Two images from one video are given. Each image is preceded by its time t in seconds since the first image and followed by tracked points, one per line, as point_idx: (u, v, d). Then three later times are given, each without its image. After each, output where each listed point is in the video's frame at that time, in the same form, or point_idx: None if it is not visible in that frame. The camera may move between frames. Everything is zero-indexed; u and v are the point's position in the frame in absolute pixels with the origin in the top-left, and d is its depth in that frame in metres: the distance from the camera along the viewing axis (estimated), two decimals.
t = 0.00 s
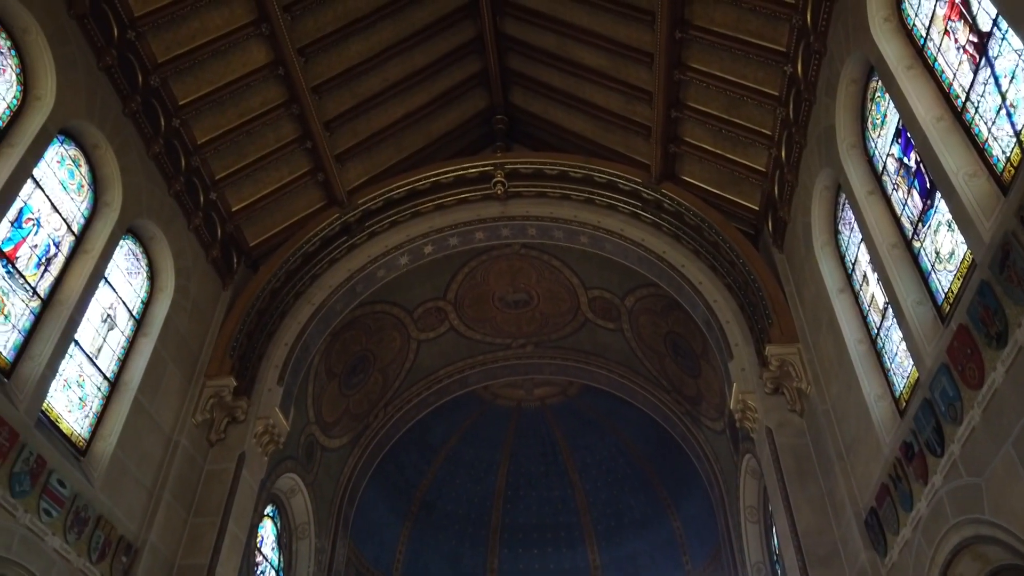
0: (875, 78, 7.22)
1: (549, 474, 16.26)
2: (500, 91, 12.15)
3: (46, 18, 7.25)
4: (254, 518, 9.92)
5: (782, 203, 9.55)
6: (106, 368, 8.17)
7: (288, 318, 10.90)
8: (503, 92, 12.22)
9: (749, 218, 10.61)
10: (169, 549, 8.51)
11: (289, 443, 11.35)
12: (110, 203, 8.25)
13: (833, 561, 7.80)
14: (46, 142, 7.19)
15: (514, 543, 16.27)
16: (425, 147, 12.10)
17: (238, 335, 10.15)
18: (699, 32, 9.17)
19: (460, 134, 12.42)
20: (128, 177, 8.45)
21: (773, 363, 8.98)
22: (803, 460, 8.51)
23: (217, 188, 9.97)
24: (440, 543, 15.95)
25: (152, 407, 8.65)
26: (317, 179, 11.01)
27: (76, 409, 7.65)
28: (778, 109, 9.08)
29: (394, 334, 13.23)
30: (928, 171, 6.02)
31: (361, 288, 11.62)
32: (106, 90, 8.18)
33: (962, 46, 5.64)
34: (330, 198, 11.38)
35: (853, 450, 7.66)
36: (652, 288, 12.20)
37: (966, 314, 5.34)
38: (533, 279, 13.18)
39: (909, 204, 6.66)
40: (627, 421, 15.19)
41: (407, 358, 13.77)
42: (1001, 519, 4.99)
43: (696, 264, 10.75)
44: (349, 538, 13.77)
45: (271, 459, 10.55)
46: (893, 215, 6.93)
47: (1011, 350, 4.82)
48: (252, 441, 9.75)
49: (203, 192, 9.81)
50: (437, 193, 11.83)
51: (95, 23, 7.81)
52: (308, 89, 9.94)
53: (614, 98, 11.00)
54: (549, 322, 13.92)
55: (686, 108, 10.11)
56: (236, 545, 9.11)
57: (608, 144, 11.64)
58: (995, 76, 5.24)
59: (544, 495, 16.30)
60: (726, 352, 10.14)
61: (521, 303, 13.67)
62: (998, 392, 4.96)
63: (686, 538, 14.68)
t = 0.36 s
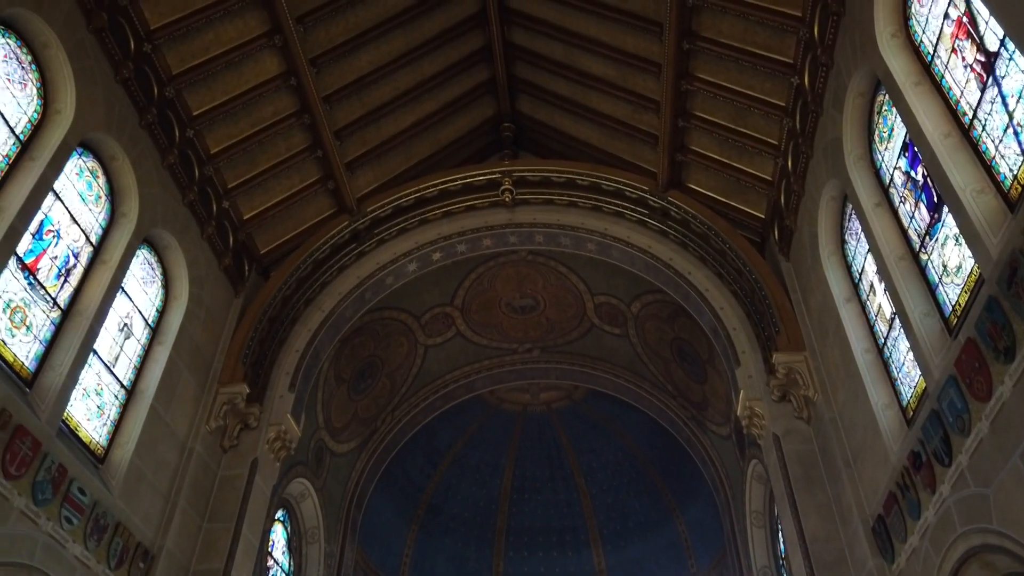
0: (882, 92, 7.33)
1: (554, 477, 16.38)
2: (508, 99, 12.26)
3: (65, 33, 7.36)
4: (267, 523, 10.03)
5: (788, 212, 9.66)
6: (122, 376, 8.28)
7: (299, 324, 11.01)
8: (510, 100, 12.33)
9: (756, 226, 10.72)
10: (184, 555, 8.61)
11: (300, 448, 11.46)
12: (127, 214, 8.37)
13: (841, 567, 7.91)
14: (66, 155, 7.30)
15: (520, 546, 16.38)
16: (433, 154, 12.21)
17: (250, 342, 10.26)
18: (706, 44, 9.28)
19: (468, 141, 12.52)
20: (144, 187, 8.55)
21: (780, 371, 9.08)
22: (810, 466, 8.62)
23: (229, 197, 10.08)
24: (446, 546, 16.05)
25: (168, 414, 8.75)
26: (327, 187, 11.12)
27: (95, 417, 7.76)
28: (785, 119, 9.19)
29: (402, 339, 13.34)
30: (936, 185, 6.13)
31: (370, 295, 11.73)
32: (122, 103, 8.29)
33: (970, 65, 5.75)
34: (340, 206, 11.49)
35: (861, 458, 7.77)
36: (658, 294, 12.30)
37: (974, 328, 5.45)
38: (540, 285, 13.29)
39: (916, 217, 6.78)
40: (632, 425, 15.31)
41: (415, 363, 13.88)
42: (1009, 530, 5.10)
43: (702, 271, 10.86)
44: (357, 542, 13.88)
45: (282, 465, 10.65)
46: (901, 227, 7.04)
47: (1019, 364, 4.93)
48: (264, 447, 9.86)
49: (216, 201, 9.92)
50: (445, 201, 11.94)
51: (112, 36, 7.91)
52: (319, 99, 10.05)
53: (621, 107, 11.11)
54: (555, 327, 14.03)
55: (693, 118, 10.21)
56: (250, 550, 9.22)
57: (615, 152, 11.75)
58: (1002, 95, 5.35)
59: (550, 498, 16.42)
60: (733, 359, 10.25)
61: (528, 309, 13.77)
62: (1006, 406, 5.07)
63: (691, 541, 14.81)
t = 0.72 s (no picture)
0: (889, 106, 7.45)
1: (560, 480, 16.51)
2: (515, 106, 12.37)
3: (85, 47, 7.47)
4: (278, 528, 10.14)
5: (795, 220, 9.77)
6: (139, 384, 8.40)
7: (309, 331, 11.13)
8: (518, 107, 12.44)
9: (762, 234, 10.84)
10: (199, 560, 8.72)
11: (311, 454, 11.58)
12: (143, 224, 8.49)
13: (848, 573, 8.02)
14: (86, 168, 7.42)
15: (525, 549, 16.49)
16: (442, 161, 12.32)
17: (262, 349, 10.37)
18: (714, 55, 9.39)
19: (475, 148, 12.63)
20: (160, 197, 8.67)
21: (787, 378, 9.19)
22: (817, 473, 8.72)
23: (241, 205, 10.19)
24: (452, 549, 16.17)
25: (183, 421, 8.87)
26: (337, 195, 11.24)
27: (113, 425, 7.87)
28: (792, 129, 9.30)
29: (410, 344, 13.45)
30: (943, 200, 6.25)
31: (379, 301, 11.85)
32: (139, 114, 8.40)
33: (977, 83, 5.87)
34: (349, 213, 11.60)
35: (867, 465, 7.89)
36: (664, 300, 12.41)
37: (981, 342, 5.57)
38: (546, 291, 13.40)
39: (923, 229, 6.89)
40: (637, 429, 15.44)
41: (422, 368, 13.98)
42: (1016, 540, 5.21)
43: (709, 278, 10.97)
44: (365, 545, 13.99)
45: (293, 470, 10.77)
46: (908, 239, 7.16)
47: None
48: (277, 453, 9.97)
49: (228, 210, 10.03)
50: (453, 208, 12.05)
51: (129, 50, 8.03)
52: (330, 109, 10.17)
53: (628, 115, 11.23)
54: (561, 332, 14.13)
55: (700, 127, 10.33)
56: (263, 555, 9.33)
57: (622, 159, 11.87)
58: (1009, 114, 5.47)
59: (555, 501, 16.54)
60: (739, 365, 10.36)
61: (534, 314, 13.89)
62: (1013, 418, 5.18)
63: (696, 544, 14.95)
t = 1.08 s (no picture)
0: (896, 119, 7.57)
1: (565, 483, 16.63)
2: (522, 114, 12.49)
3: (103, 61, 7.58)
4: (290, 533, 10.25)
5: (801, 229, 9.89)
6: (155, 392, 8.51)
7: (320, 338, 11.25)
8: (525, 115, 12.55)
9: (768, 241, 10.96)
10: (214, 565, 8.83)
11: (321, 459, 11.69)
12: (159, 234, 8.61)
13: None
14: (105, 181, 7.53)
15: (530, 551, 16.62)
16: (450, 168, 12.44)
17: (274, 356, 10.48)
18: (721, 66, 9.51)
19: (483, 156, 12.75)
20: (175, 207, 8.78)
21: (794, 386, 9.31)
22: (824, 479, 8.84)
23: (253, 214, 10.30)
24: (458, 551, 16.28)
25: (197, 428, 8.98)
26: (347, 203, 11.35)
27: (131, 433, 7.98)
28: (798, 139, 9.41)
29: (417, 349, 13.56)
30: (950, 214, 6.37)
31: (388, 307, 11.96)
32: (155, 126, 8.52)
33: (984, 100, 5.99)
34: (359, 220, 11.72)
35: (874, 472, 8.00)
36: (670, 306, 12.52)
37: (989, 355, 5.68)
38: (553, 296, 13.51)
39: (930, 242, 7.02)
40: (641, 433, 15.57)
41: (429, 372, 14.09)
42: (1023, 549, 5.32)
43: (715, 285, 11.09)
44: (373, 549, 14.10)
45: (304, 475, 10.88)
46: (915, 251, 7.28)
47: None
48: (289, 458, 10.09)
49: (241, 218, 10.14)
50: (461, 215, 12.17)
51: (146, 63, 8.14)
52: (342, 118, 10.28)
53: (635, 124, 11.35)
54: (567, 337, 14.24)
55: (707, 136, 10.45)
56: (276, 560, 9.44)
57: (628, 167, 11.99)
58: (1016, 132, 5.58)
59: (560, 504, 16.67)
60: (746, 372, 10.48)
61: (540, 319, 14.00)
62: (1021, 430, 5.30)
63: (701, 547, 15.09)
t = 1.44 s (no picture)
0: (902, 132, 7.69)
1: (570, 486, 16.76)
2: (529, 122, 12.60)
3: (122, 75, 7.70)
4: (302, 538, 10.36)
5: (807, 238, 10.01)
6: (171, 400, 8.63)
7: (330, 344, 11.36)
8: (532, 123, 12.67)
9: (773, 249, 11.09)
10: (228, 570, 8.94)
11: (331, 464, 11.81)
12: (175, 244, 8.73)
13: None
14: (124, 193, 7.65)
15: (536, 554, 16.74)
16: (458, 176, 12.56)
17: (286, 363, 10.60)
18: (728, 77, 9.63)
19: (490, 163, 12.87)
20: (190, 217, 8.89)
21: (800, 393, 9.42)
22: (830, 485, 8.94)
23: (264, 222, 10.42)
24: (464, 554, 16.40)
25: (211, 434, 9.09)
26: (357, 211, 11.47)
27: (148, 440, 8.10)
28: (804, 150, 9.53)
29: (425, 354, 13.68)
30: (957, 227, 6.49)
31: (397, 313, 12.08)
32: (171, 137, 8.63)
33: (990, 117, 6.10)
34: (368, 228, 11.83)
35: (880, 479, 8.12)
36: (676, 312, 12.64)
37: (996, 367, 5.80)
38: (559, 302, 13.63)
39: (936, 254, 7.14)
40: (646, 436, 15.69)
41: (436, 377, 14.21)
42: None
43: (722, 292, 11.21)
44: (380, 552, 14.21)
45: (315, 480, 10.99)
46: (921, 263, 7.40)
47: None
48: (300, 464, 10.20)
49: (253, 227, 10.26)
50: (469, 222, 12.29)
51: (162, 75, 8.26)
52: (352, 127, 10.39)
53: (641, 132, 11.47)
54: (573, 342, 14.36)
55: (714, 145, 10.57)
56: (288, 565, 9.55)
57: (635, 175, 12.11)
58: (1022, 149, 5.70)
59: (565, 507, 16.80)
60: (752, 378, 10.60)
61: (547, 324, 14.12)
62: None
63: (706, 550, 15.23)
